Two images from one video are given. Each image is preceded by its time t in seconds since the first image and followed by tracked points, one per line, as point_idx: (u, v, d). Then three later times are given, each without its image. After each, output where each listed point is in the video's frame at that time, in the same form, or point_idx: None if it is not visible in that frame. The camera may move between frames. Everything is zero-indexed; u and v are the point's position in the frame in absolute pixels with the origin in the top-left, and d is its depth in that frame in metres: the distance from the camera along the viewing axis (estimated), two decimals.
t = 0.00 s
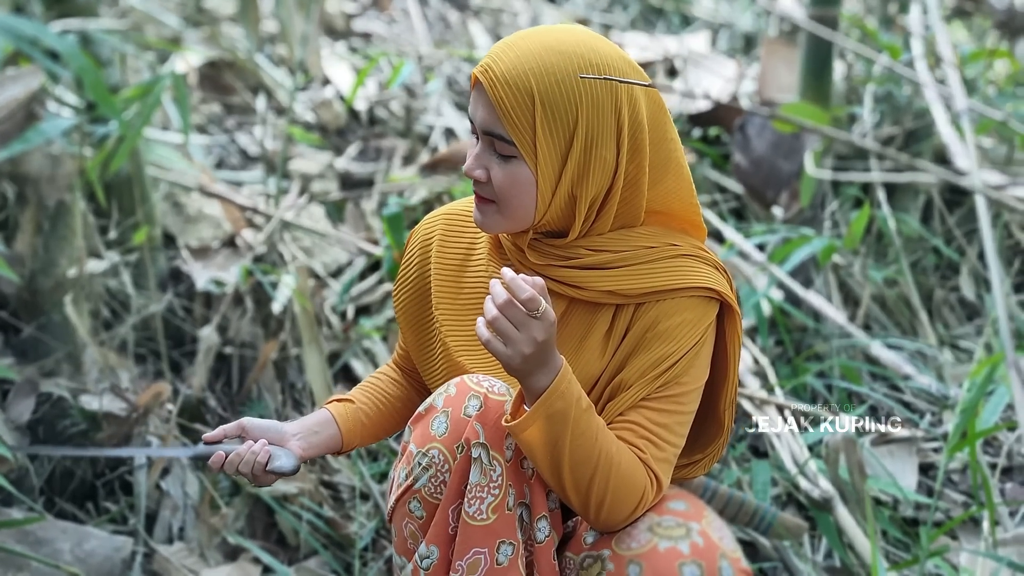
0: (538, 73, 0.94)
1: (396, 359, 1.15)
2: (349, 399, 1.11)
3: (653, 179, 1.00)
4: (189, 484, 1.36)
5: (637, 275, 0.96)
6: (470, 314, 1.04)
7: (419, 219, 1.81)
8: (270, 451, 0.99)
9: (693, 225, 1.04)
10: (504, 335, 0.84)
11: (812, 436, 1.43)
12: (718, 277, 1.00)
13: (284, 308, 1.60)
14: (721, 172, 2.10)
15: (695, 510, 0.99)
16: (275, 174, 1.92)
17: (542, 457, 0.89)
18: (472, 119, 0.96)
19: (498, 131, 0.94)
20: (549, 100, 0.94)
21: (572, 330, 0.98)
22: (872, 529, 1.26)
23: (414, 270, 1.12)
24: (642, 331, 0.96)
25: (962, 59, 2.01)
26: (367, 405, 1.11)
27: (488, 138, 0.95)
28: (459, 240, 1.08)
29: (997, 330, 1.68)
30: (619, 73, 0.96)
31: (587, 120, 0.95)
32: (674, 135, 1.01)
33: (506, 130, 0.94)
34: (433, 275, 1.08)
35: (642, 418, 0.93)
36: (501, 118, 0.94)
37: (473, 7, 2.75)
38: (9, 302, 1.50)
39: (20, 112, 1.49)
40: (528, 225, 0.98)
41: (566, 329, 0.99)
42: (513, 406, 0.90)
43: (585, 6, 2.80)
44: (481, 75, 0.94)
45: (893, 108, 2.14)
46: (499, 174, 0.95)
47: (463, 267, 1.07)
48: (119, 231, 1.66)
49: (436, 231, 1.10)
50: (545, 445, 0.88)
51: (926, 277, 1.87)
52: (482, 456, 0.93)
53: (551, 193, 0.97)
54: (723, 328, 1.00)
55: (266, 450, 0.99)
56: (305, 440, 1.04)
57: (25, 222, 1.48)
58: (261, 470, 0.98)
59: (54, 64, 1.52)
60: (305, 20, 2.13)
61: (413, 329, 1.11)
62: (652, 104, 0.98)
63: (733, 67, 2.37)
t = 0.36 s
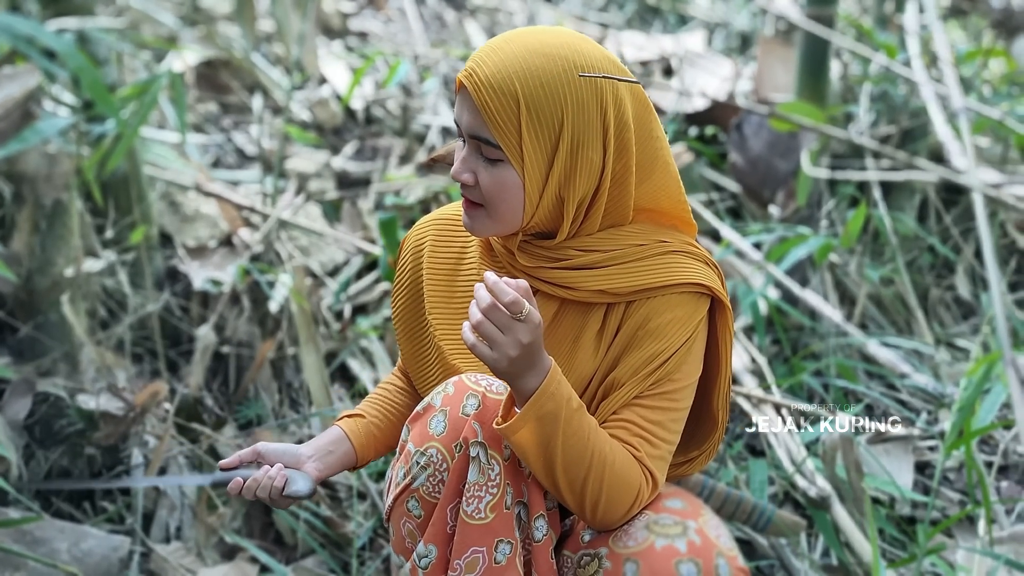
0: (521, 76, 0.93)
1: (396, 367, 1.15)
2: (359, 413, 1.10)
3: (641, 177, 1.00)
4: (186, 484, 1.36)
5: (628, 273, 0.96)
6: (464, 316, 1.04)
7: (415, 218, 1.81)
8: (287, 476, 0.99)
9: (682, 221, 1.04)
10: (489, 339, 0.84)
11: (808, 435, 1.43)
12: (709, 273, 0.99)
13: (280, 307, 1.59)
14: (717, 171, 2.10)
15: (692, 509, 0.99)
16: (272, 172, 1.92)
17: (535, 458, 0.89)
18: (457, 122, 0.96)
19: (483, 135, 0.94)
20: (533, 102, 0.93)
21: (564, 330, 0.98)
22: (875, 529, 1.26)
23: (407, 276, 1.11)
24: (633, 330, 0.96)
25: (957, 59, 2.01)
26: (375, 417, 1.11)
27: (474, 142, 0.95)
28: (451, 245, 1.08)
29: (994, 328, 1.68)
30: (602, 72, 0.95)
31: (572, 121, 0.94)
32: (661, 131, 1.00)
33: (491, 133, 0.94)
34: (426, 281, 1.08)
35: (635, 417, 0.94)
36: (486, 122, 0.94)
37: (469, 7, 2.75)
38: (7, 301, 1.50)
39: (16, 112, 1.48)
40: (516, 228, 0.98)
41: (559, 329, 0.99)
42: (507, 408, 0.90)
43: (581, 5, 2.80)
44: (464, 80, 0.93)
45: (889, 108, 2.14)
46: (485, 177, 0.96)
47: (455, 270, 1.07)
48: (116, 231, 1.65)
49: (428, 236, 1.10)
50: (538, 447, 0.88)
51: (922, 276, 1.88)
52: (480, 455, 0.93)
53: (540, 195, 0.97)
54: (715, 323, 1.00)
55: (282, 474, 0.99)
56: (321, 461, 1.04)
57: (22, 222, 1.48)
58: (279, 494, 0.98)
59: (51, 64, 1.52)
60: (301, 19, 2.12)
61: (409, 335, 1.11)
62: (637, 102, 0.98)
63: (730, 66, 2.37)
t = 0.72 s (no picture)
0: (513, 77, 0.93)
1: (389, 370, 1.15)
2: (351, 415, 1.10)
3: (636, 176, 1.00)
4: (184, 485, 1.36)
5: (624, 273, 0.97)
6: (460, 318, 1.04)
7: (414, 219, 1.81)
8: (278, 473, 0.99)
9: (677, 220, 1.04)
10: (488, 339, 0.84)
11: (806, 435, 1.43)
12: (704, 271, 1.00)
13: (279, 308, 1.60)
14: (715, 172, 2.10)
15: (691, 508, 0.99)
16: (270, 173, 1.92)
17: (534, 459, 0.89)
18: (450, 124, 0.96)
19: (477, 135, 0.94)
20: (526, 102, 0.93)
21: (562, 330, 0.98)
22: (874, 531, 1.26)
23: (403, 279, 1.11)
24: (630, 329, 0.96)
25: (955, 59, 2.02)
26: (367, 418, 1.10)
27: (467, 143, 0.95)
28: (447, 248, 1.08)
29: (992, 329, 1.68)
30: (595, 72, 0.95)
31: (565, 121, 0.94)
32: (654, 130, 1.00)
33: (485, 134, 0.94)
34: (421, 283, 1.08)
35: (633, 416, 0.94)
36: (480, 123, 0.94)
37: (466, 8, 2.75)
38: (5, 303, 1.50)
39: (14, 113, 1.48)
40: (510, 229, 0.98)
41: (556, 330, 0.99)
42: (504, 411, 0.90)
43: (579, 6, 2.81)
44: (457, 81, 0.93)
45: (887, 108, 2.15)
46: (479, 178, 0.95)
47: (451, 273, 1.07)
48: (114, 232, 1.65)
49: (424, 238, 1.10)
50: (536, 448, 0.88)
51: (920, 276, 1.88)
52: (478, 456, 0.93)
53: (534, 196, 0.97)
54: (711, 321, 1.00)
55: (274, 472, 0.98)
56: (311, 460, 1.04)
57: (20, 223, 1.48)
58: (269, 491, 0.97)
59: (48, 65, 1.52)
60: (299, 20, 2.12)
61: (403, 340, 1.11)
62: (629, 102, 0.98)
63: (727, 67, 2.38)
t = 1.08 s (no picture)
0: (506, 78, 0.93)
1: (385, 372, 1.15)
2: (342, 412, 1.10)
3: (632, 175, 1.00)
4: (184, 486, 1.36)
5: (621, 273, 0.96)
6: (458, 320, 1.04)
7: (413, 220, 1.81)
8: (261, 465, 0.98)
9: (675, 219, 1.03)
10: (485, 344, 0.85)
11: (806, 435, 1.43)
12: (702, 270, 0.99)
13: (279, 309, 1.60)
14: (714, 172, 2.10)
15: (692, 510, 0.99)
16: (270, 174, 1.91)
17: (533, 461, 0.89)
18: (445, 126, 0.97)
19: (471, 137, 0.95)
20: (520, 103, 0.94)
21: (560, 331, 0.98)
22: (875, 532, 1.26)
23: (401, 281, 1.11)
24: (629, 329, 0.96)
25: (955, 60, 2.02)
26: (359, 417, 1.10)
27: (462, 144, 0.96)
28: (445, 249, 1.08)
29: (992, 329, 1.68)
30: (588, 72, 0.95)
31: (560, 122, 0.94)
32: (650, 130, 1.00)
33: (479, 136, 0.94)
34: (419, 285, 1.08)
35: (632, 417, 0.93)
36: (474, 125, 0.94)
37: (466, 9, 2.75)
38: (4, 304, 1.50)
39: (13, 114, 1.48)
40: (506, 230, 0.98)
41: (554, 332, 0.98)
42: (503, 414, 0.90)
43: (579, 7, 2.81)
44: (450, 83, 0.94)
45: (886, 109, 2.15)
46: (474, 180, 0.96)
47: (449, 275, 1.07)
48: (114, 233, 1.65)
49: (421, 240, 1.10)
50: (535, 450, 0.88)
51: (919, 277, 1.88)
52: (479, 458, 0.93)
53: (529, 197, 0.97)
54: (709, 321, 0.99)
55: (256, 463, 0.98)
56: (296, 454, 1.03)
57: (20, 224, 1.48)
58: (252, 483, 0.96)
59: (48, 66, 1.52)
60: (299, 21, 2.12)
61: (401, 342, 1.11)
62: (624, 102, 0.98)
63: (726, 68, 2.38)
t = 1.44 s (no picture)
0: (488, 81, 0.92)
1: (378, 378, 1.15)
2: (325, 409, 1.10)
3: (620, 171, 0.99)
4: (186, 485, 1.36)
5: (614, 270, 0.96)
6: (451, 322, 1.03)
7: (415, 218, 1.81)
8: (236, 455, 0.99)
9: (665, 214, 1.03)
10: (472, 357, 0.85)
11: (808, 434, 1.42)
12: (695, 264, 0.99)
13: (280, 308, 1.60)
14: (715, 170, 2.10)
15: (695, 512, 0.99)
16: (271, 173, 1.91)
17: (530, 466, 0.89)
18: (429, 129, 0.96)
19: (455, 141, 0.94)
20: (502, 106, 0.92)
21: (554, 332, 0.97)
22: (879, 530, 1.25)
23: (396, 285, 1.11)
24: (623, 327, 0.95)
25: (956, 58, 2.02)
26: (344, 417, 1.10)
27: (446, 148, 0.95)
28: (438, 252, 1.07)
29: (994, 327, 1.68)
30: (570, 71, 0.93)
31: (543, 123, 0.93)
32: (635, 126, 0.99)
33: (463, 139, 0.93)
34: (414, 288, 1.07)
35: (631, 416, 0.93)
36: (457, 128, 0.93)
37: (466, 8, 2.75)
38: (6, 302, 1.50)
39: (15, 112, 1.48)
40: (493, 233, 0.97)
41: (548, 335, 0.97)
42: (497, 421, 0.91)
43: (579, 6, 2.81)
44: (433, 87, 0.93)
45: (887, 108, 2.15)
46: (459, 183, 0.95)
47: (444, 278, 1.06)
48: (115, 232, 1.65)
49: (416, 243, 1.10)
50: (531, 456, 0.89)
51: (920, 275, 1.88)
52: (474, 451, 0.93)
53: (515, 199, 0.96)
54: (704, 315, 0.99)
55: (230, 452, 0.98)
56: (270, 441, 1.04)
57: (22, 223, 1.48)
58: (226, 472, 0.97)
59: (49, 64, 1.52)
60: (300, 20, 2.12)
61: (397, 345, 1.11)
62: (608, 100, 0.96)
63: (727, 67, 2.38)
